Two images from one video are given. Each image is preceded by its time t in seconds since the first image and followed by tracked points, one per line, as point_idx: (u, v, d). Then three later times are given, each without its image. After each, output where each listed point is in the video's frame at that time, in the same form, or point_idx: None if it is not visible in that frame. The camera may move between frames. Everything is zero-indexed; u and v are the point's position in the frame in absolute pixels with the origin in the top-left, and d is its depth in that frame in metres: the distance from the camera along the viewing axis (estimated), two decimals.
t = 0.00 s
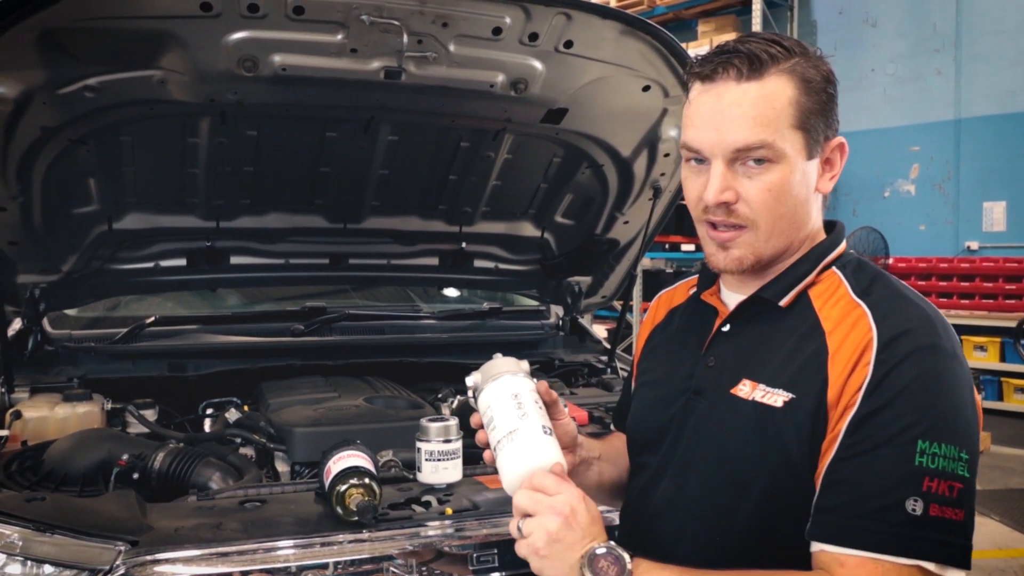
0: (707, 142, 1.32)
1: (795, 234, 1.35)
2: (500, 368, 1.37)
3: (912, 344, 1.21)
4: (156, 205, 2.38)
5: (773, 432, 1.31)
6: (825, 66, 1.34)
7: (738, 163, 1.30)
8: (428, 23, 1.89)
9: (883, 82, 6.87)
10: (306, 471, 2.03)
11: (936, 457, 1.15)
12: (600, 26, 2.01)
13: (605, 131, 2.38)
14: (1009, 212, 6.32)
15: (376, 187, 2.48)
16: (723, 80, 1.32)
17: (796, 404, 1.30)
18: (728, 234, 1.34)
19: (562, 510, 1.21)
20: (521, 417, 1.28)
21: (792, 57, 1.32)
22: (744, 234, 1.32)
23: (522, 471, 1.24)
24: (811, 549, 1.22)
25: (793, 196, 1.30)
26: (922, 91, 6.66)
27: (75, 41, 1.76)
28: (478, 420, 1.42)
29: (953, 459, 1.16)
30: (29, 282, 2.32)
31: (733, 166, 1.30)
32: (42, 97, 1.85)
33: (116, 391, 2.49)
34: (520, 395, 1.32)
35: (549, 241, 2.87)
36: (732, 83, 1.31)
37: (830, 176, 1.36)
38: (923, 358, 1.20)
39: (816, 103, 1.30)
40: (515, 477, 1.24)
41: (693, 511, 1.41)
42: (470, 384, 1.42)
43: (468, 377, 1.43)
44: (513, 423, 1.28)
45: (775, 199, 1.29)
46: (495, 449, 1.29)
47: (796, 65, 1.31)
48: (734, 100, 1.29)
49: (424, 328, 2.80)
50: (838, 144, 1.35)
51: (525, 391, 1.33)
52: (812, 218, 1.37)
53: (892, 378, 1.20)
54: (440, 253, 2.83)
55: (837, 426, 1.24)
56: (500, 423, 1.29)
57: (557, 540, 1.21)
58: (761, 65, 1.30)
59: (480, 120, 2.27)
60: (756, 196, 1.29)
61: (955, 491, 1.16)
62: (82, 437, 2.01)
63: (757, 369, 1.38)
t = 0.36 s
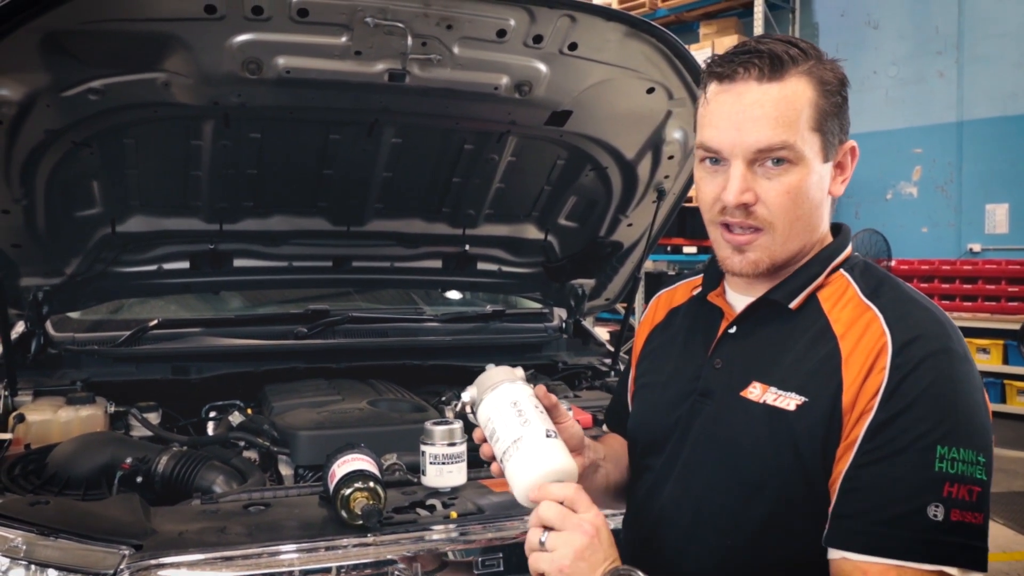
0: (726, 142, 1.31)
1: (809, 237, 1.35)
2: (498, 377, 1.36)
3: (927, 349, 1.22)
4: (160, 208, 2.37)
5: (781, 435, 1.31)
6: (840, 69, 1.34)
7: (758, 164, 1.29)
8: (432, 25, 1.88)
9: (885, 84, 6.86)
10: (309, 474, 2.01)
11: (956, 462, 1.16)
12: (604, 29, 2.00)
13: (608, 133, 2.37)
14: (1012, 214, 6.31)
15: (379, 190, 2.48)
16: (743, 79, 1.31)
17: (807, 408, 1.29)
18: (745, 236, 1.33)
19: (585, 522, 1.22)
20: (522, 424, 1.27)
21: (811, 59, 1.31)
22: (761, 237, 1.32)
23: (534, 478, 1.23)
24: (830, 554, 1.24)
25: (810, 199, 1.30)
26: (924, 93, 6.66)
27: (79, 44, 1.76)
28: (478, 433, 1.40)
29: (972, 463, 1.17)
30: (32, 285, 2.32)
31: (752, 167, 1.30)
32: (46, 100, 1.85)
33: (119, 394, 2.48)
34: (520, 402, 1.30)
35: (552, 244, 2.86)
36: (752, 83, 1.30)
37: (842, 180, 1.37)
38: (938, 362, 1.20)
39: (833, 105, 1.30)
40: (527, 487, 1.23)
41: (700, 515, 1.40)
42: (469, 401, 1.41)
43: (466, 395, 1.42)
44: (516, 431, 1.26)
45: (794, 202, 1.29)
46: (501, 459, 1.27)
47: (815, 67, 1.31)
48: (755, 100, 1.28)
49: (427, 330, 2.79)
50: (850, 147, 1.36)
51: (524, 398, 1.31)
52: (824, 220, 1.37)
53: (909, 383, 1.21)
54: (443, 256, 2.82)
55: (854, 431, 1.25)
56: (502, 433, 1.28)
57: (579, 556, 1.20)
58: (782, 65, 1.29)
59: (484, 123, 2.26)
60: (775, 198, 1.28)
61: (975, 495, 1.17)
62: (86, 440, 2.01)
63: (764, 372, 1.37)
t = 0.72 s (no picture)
0: (716, 149, 1.30)
1: (805, 241, 1.34)
2: (484, 378, 1.37)
3: (927, 354, 1.21)
4: (160, 210, 2.37)
5: (784, 438, 1.30)
6: (839, 74, 1.32)
7: (747, 171, 1.28)
8: (433, 27, 1.88)
9: (887, 86, 6.85)
10: (311, 477, 2.01)
11: (956, 467, 1.16)
12: (606, 30, 2.00)
13: (610, 135, 2.37)
14: (1014, 215, 6.30)
15: (380, 192, 2.47)
16: (734, 87, 1.30)
17: (807, 410, 1.28)
18: (735, 242, 1.32)
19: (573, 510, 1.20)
20: (509, 421, 1.26)
21: (805, 65, 1.30)
22: (751, 242, 1.31)
23: (524, 470, 1.21)
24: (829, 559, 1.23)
25: (802, 205, 1.29)
26: (926, 94, 6.65)
27: (80, 46, 1.75)
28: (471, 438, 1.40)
29: (971, 469, 1.17)
30: (32, 288, 2.30)
31: (741, 174, 1.29)
32: (47, 102, 1.84)
33: (120, 396, 2.48)
34: (505, 399, 1.30)
35: (554, 246, 2.85)
36: (742, 91, 1.29)
37: (844, 184, 1.35)
38: (939, 367, 1.20)
39: (829, 111, 1.28)
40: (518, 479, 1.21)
41: (702, 518, 1.39)
42: (457, 407, 1.41)
43: (454, 401, 1.42)
44: (502, 428, 1.25)
45: (783, 208, 1.28)
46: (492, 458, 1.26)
47: (809, 72, 1.29)
48: (745, 107, 1.28)
49: (428, 333, 2.78)
50: (853, 151, 1.33)
51: (509, 395, 1.31)
52: (823, 225, 1.35)
53: (909, 387, 1.20)
54: (445, 257, 2.81)
55: (853, 436, 1.24)
56: (490, 432, 1.27)
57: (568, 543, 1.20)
58: (773, 72, 1.29)
59: (486, 124, 2.26)
60: (763, 205, 1.28)
61: (973, 501, 1.17)
62: (86, 443, 2.00)
63: (767, 373, 1.36)
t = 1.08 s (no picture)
0: (696, 172, 1.32)
1: (797, 255, 1.34)
2: (489, 368, 1.37)
3: (925, 362, 1.19)
4: (161, 211, 2.37)
5: (788, 441, 1.29)
6: (826, 86, 1.29)
7: (728, 193, 1.30)
8: (435, 27, 1.87)
9: (888, 88, 6.85)
10: (312, 479, 2.01)
11: (948, 475, 1.14)
12: (608, 31, 1.99)
13: (612, 136, 2.36)
14: (1015, 217, 6.29)
15: (382, 193, 2.46)
16: (712, 110, 1.31)
17: (804, 414, 1.28)
18: (722, 257, 1.35)
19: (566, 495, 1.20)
20: (509, 408, 1.26)
21: (785, 83, 1.29)
22: (737, 258, 1.33)
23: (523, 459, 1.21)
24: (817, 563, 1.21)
25: (786, 223, 1.29)
26: (927, 96, 6.64)
27: (81, 46, 1.75)
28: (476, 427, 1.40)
29: (964, 479, 1.15)
30: (33, 290, 2.30)
31: (722, 196, 1.30)
32: (47, 103, 1.84)
33: (121, 398, 2.47)
34: (507, 388, 1.30)
35: (554, 247, 2.84)
36: (720, 113, 1.30)
37: (839, 196, 1.33)
38: (937, 375, 1.18)
39: (810, 129, 1.27)
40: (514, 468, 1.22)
41: (703, 522, 1.38)
42: (463, 395, 1.41)
43: (460, 390, 1.42)
44: (502, 416, 1.26)
45: (765, 228, 1.29)
46: (492, 443, 1.27)
47: (789, 91, 1.28)
48: (722, 131, 1.28)
49: (429, 334, 2.77)
50: (847, 163, 1.31)
51: (511, 384, 1.31)
52: (817, 237, 1.35)
53: (906, 394, 1.18)
54: (446, 259, 2.80)
55: (847, 443, 1.23)
56: (491, 419, 1.27)
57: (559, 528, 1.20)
58: (750, 94, 1.28)
59: (488, 126, 2.25)
60: (744, 226, 1.29)
61: (964, 511, 1.15)
62: (87, 444, 1.99)
63: (768, 376, 1.36)
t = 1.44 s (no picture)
0: (696, 168, 1.32)
1: (797, 255, 1.34)
2: (500, 359, 1.38)
3: (927, 365, 1.18)
4: (162, 212, 2.36)
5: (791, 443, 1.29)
6: (831, 87, 1.28)
7: (727, 191, 1.30)
8: (436, 27, 1.87)
9: (888, 89, 6.85)
10: (313, 481, 2.00)
11: (947, 478, 1.13)
12: (609, 31, 1.99)
13: (613, 137, 2.35)
14: (1016, 218, 6.28)
15: (383, 193, 2.46)
16: (714, 107, 1.31)
17: (804, 417, 1.27)
18: (721, 255, 1.35)
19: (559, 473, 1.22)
20: (507, 404, 1.28)
21: (788, 82, 1.28)
22: (736, 256, 1.34)
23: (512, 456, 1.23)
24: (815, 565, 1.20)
25: (785, 224, 1.29)
26: (928, 97, 6.64)
27: (81, 47, 1.75)
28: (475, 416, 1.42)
29: (964, 482, 1.14)
30: (33, 291, 2.30)
31: (722, 194, 1.30)
32: (47, 104, 1.84)
33: (121, 399, 2.46)
34: (509, 384, 1.32)
35: (556, 248, 2.83)
36: (721, 111, 1.29)
37: (842, 199, 1.32)
38: (939, 378, 1.17)
39: (812, 131, 1.26)
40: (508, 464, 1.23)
41: (706, 524, 1.38)
42: (469, 383, 1.42)
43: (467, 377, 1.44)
44: (499, 412, 1.28)
45: (764, 228, 1.29)
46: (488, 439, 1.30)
47: (793, 91, 1.27)
48: (723, 129, 1.28)
49: (430, 335, 2.77)
50: (851, 165, 1.30)
51: (513, 380, 1.33)
52: (818, 238, 1.34)
53: (906, 397, 1.17)
54: (447, 260, 2.80)
55: (846, 445, 1.22)
56: (489, 413, 1.30)
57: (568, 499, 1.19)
58: (752, 93, 1.28)
59: (489, 126, 2.24)
60: (743, 224, 1.29)
61: (965, 515, 1.13)
62: (87, 446, 1.99)
63: (771, 378, 1.35)
